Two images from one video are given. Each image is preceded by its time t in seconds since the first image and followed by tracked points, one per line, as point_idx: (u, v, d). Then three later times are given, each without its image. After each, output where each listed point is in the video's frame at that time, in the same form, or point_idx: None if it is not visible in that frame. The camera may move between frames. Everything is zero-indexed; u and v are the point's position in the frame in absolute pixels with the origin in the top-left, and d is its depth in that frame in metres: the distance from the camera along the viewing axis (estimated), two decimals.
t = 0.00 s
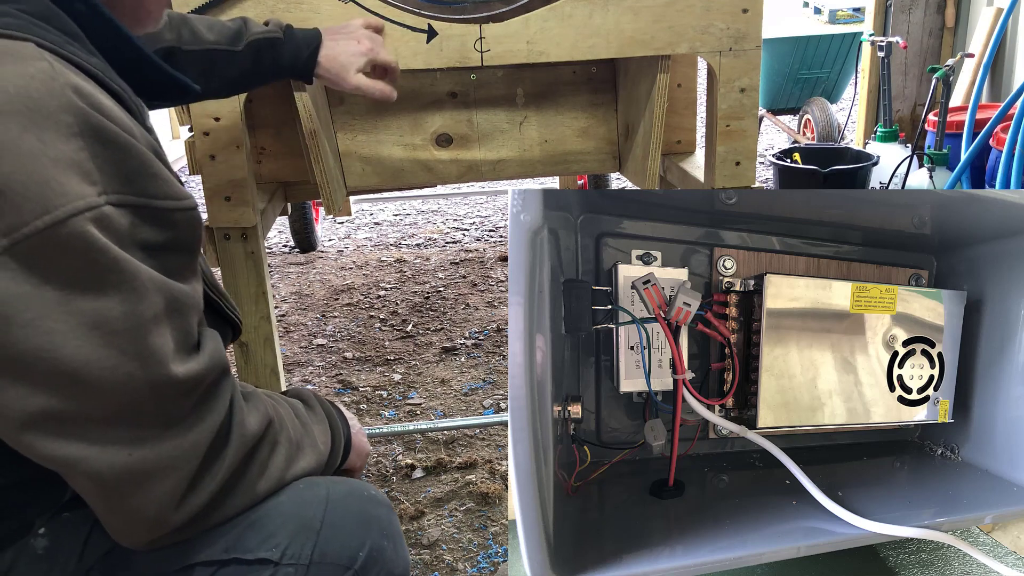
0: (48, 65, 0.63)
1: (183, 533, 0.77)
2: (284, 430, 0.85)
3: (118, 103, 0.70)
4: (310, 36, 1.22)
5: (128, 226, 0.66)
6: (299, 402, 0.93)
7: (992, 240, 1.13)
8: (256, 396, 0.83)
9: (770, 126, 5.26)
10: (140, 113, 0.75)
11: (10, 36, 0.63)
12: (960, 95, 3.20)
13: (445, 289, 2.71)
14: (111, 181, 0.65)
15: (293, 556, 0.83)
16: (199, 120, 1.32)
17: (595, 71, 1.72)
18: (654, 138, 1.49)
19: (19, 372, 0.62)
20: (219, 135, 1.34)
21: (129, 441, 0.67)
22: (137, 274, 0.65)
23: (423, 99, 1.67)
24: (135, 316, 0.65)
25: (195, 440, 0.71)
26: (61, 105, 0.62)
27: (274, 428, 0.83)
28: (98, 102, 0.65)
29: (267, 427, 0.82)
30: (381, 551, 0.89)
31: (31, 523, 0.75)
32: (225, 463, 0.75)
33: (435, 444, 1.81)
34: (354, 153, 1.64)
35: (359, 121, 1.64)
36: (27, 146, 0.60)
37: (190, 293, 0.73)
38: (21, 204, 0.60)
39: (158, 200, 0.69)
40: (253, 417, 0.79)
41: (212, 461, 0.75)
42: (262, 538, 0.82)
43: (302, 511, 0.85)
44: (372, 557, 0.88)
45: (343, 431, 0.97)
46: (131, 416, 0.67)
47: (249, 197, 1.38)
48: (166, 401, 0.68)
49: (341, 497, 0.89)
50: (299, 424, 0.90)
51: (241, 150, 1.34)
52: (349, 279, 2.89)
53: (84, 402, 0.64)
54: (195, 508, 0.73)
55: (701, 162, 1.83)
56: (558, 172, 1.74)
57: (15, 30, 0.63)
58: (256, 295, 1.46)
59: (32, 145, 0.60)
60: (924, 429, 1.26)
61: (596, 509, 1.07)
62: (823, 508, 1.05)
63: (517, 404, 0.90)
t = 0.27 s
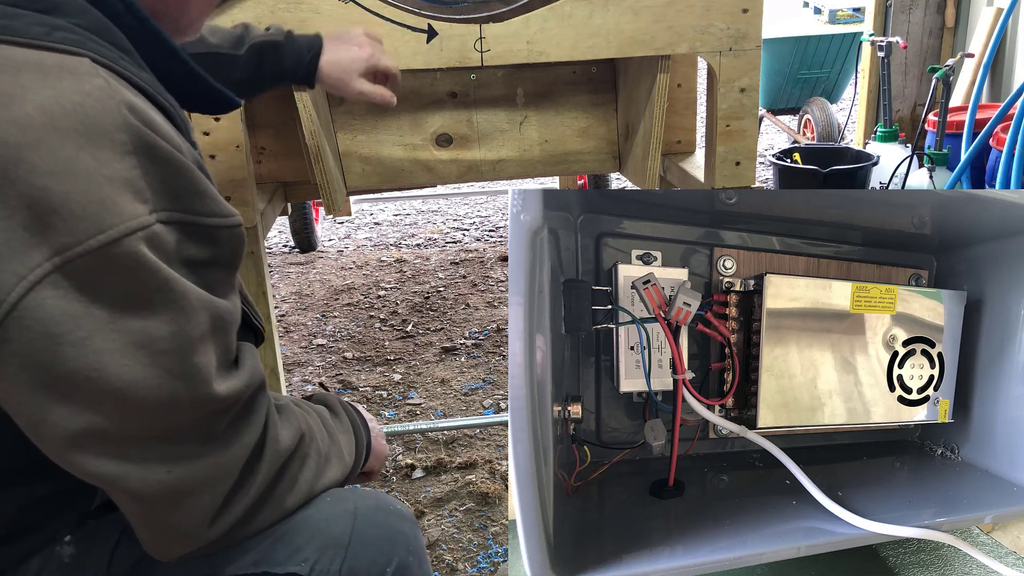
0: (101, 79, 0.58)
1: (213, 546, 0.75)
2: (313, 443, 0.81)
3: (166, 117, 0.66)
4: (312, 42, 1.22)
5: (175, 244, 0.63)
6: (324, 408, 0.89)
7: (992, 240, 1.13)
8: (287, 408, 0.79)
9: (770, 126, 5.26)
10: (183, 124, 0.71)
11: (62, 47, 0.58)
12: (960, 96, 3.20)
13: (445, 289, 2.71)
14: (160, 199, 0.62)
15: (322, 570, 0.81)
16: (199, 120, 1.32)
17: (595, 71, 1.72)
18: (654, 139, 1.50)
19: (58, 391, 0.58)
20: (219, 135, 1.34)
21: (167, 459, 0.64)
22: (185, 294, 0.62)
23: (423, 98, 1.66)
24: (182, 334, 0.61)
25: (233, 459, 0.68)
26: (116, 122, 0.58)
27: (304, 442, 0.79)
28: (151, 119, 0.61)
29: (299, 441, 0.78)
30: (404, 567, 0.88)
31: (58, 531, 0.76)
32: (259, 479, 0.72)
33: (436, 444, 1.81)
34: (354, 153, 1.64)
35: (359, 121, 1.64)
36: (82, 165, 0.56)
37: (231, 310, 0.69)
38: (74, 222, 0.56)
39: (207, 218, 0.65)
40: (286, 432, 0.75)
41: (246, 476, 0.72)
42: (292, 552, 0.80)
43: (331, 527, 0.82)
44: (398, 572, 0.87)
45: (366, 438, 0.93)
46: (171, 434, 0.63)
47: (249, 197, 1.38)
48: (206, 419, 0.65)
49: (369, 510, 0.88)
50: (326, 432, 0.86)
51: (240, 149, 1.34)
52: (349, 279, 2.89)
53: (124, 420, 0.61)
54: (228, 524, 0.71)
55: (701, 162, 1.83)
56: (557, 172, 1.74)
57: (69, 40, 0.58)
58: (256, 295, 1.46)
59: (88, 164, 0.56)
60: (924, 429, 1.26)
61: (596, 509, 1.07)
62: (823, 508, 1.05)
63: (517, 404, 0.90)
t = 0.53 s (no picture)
0: (143, 89, 0.59)
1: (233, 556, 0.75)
2: (331, 452, 0.82)
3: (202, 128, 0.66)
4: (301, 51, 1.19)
5: (209, 255, 0.63)
6: (339, 417, 0.90)
7: (992, 240, 1.13)
8: (307, 419, 0.80)
9: (770, 126, 5.26)
10: (218, 134, 0.71)
11: (106, 56, 0.58)
12: (960, 96, 3.20)
13: (445, 289, 2.71)
14: (196, 209, 0.62)
15: None
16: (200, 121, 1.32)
17: (595, 71, 1.72)
18: (654, 139, 1.50)
19: (92, 399, 0.57)
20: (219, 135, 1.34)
21: (195, 470, 0.64)
22: (219, 305, 0.61)
23: (424, 99, 1.66)
24: (215, 346, 0.61)
25: (258, 470, 0.68)
26: (156, 132, 0.58)
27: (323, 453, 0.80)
28: (190, 130, 0.61)
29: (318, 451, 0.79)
30: None
31: (75, 537, 0.75)
32: (280, 490, 0.72)
33: (436, 444, 1.81)
34: (354, 153, 1.64)
35: (359, 121, 1.64)
36: (123, 174, 0.56)
37: (261, 322, 0.69)
38: (112, 231, 0.56)
39: (241, 229, 0.66)
40: (306, 443, 0.76)
41: (269, 487, 0.72)
42: (309, 562, 0.79)
43: (347, 537, 0.83)
44: None
45: (379, 447, 0.93)
46: (200, 445, 0.63)
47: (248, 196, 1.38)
48: (234, 431, 0.65)
49: (385, 520, 0.88)
50: (342, 441, 0.87)
51: (240, 149, 1.34)
52: (349, 279, 2.89)
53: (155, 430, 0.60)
54: (250, 535, 0.71)
55: (701, 162, 1.83)
56: (557, 172, 1.74)
57: (112, 50, 0.59)
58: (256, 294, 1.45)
59: (128, 173, 0.56)
60: (924, 429, 1.26)
61: (596, 509, 1.07)
62: (823, 508, 1.05)
63: (517, 404, 0.90)
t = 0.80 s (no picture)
0: (168, 90, 0.59)
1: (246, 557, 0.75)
2: (345, 456, 0.82)
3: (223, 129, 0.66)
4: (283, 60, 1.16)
5: (230, 255, 0.63)
6: (351, 421, 0.90)
7: (992, 240, 1.13)
8: (322, 422, 0.81)
9: (770, 126, 5.26)
10: (237, 135, 0.71)
11: (131, 57, 0.58)
12: (960, 96, 3.20)
13: (445, 289, 2.71)
14: (218, 209, 0.62)
15: None
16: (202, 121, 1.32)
17: (595, 70, 1.71)
18: (654, 139, 1.50)
19: (114, 397, 0.57)
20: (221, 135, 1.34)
21: (213, 469, 0.64)
22: (241, 304, 0.62)
23: (423, 99, 1.67)
24: (236, 345, 0.62)
25: (273, 470, 0.68)
26: (181, 133, 0.58)
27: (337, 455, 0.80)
28: (213, 130, 0.61)
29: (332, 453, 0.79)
30: None
31: (87, 539, 0.75)
32: (295, 491, 0.73)
33: (436, 444, 1.81)
34: (354, 153, 1.64)
35: (359, 121, 1.64)
36: (148, 174, 0.56)
37: (279, 322, 0.69)
38: (137, 230, 0.55)
39: (260, 229, 0.65)
40: (321, 445, 0.76)
41: (284, 488, 0.72)
42: (321, 565, 0.80)
43: (360, 541, 0.83)
44: None
45: (389, 453, 0.94)
46: (218, 444, 0.64)
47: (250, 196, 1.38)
48: (252, 430, 0.65)
49: (397, 525, 0.88)
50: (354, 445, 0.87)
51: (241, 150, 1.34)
52: (349, 279, 2.89)
53: (176, 429, 0.60)
54: (264, 537, 0.71)
55: (701, 162, 1.83)
56: (557, 172, 1.74)
57: (137, 51, 0.59)
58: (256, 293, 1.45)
59: (153, 173, 0.56)
60: (924, 429, 1.26)
61: (596, 509, 1.07)
62: (822, 509, 1.05)
63: (516, 404, 0.90)
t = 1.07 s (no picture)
0: (154, 84, 0.59)
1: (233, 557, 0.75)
2: (334, 454, 0.82)
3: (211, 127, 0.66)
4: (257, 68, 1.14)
5: (216, 250, 0.63)
6: (342, 418, 0.90)
7: (992, 240, 1.13)
8: (312, 421, 0.81)
9: (771, 126, 5.26)
10: (226, 134, 0.71)
11: (118, 52, 0.58)
12: (960, 95, 3.20)
13: (445, 289, 2.71)
14: (204, 204, 0.62)
15: None
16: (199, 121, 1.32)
17: (595, 70, 1.72)
18: (654, 139, 1.50)
19: (98, 392, 0.57)
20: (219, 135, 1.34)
21: (198, 467, 0.64)
22: (226, 300, 0.61)
23: (423, 98, 1.67)
24: (221, 340, 0.61)
25: (259, 470, 0.68)
26: (166, 126, 0.58)
27: (326, 454, 0.80)
28: (198, 125, 0.61)
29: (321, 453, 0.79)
30: None
31: (74, 540, 0.75)
32: (282, 491, 0.73)
33: (436, 444, 1.81)
34: (354, 152, 1.64)
35: (359, 120, 1.64)
36: (133, 167, 0.56)
37: (267, 320, 0.69)
38: (121, 223, 0.55)
39: (246, 226, 0.65)
40: (310, 444, 0.77)
41: (271, 488, 0.72)
42: (309, 565, 0.80)
43: (349, 539, 0.82)
44: None
45: (380, 450, 0.94)
46: (203, 442, 0.64)
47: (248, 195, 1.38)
48: (237, 428, 0.65)
49: (387, 524, 0.87)
50: (344, 443, 0.87)
51: (240, 150, 1.34)
52: (349, 279, 2.89)
53: (160, 426, 0.60)
54: (250, 537, 0.71)
55: (701, 162, 1.83)
56: (557, 172, 1.74)
57: (124, 46, 0.59)
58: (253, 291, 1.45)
59: (138, 166, 0.56)
60: (924, 429, 1.26)
61: (596, 509, 1.07)
62: (823, 509, 1.05)
63: (517, 404, 0.90)
